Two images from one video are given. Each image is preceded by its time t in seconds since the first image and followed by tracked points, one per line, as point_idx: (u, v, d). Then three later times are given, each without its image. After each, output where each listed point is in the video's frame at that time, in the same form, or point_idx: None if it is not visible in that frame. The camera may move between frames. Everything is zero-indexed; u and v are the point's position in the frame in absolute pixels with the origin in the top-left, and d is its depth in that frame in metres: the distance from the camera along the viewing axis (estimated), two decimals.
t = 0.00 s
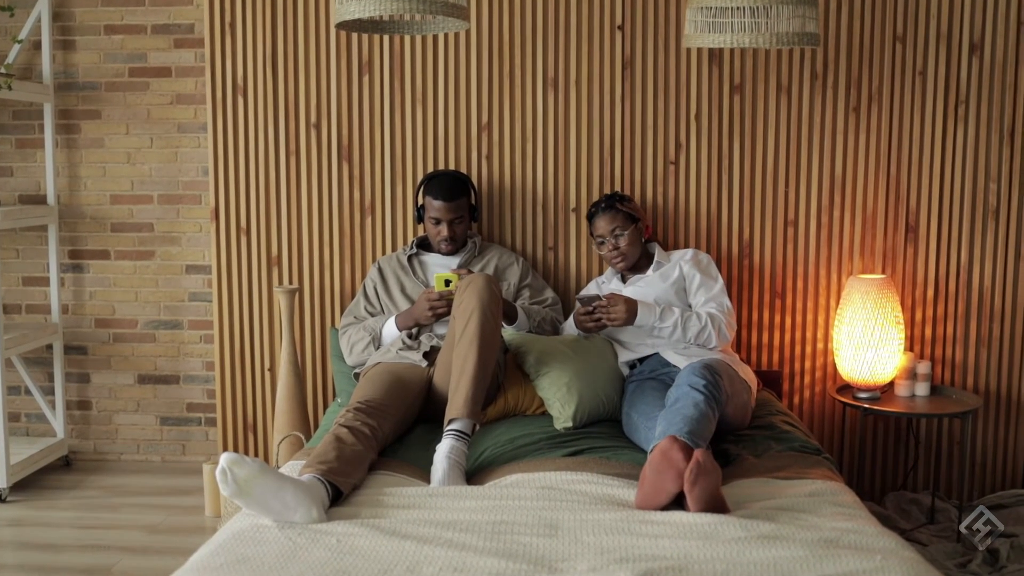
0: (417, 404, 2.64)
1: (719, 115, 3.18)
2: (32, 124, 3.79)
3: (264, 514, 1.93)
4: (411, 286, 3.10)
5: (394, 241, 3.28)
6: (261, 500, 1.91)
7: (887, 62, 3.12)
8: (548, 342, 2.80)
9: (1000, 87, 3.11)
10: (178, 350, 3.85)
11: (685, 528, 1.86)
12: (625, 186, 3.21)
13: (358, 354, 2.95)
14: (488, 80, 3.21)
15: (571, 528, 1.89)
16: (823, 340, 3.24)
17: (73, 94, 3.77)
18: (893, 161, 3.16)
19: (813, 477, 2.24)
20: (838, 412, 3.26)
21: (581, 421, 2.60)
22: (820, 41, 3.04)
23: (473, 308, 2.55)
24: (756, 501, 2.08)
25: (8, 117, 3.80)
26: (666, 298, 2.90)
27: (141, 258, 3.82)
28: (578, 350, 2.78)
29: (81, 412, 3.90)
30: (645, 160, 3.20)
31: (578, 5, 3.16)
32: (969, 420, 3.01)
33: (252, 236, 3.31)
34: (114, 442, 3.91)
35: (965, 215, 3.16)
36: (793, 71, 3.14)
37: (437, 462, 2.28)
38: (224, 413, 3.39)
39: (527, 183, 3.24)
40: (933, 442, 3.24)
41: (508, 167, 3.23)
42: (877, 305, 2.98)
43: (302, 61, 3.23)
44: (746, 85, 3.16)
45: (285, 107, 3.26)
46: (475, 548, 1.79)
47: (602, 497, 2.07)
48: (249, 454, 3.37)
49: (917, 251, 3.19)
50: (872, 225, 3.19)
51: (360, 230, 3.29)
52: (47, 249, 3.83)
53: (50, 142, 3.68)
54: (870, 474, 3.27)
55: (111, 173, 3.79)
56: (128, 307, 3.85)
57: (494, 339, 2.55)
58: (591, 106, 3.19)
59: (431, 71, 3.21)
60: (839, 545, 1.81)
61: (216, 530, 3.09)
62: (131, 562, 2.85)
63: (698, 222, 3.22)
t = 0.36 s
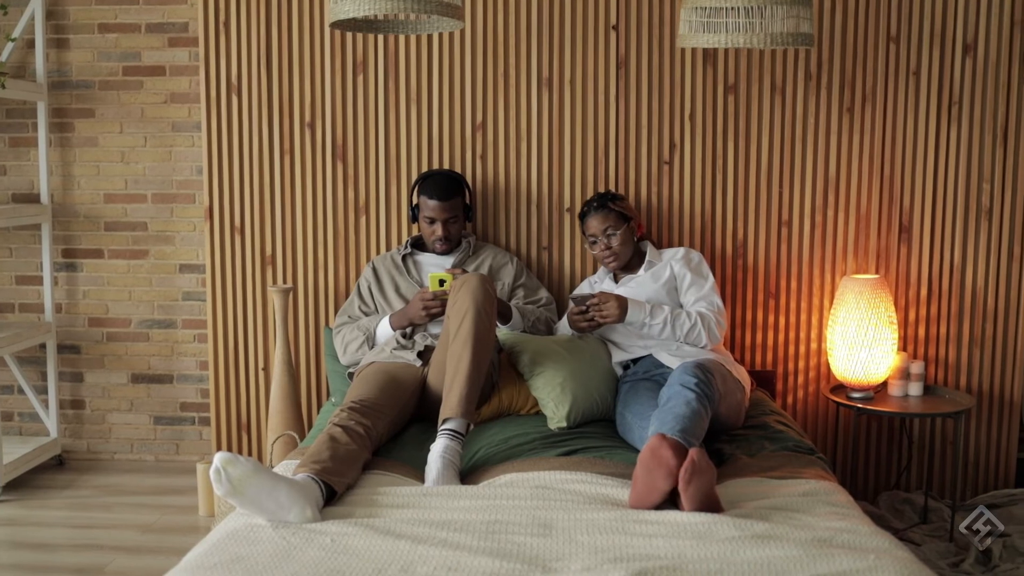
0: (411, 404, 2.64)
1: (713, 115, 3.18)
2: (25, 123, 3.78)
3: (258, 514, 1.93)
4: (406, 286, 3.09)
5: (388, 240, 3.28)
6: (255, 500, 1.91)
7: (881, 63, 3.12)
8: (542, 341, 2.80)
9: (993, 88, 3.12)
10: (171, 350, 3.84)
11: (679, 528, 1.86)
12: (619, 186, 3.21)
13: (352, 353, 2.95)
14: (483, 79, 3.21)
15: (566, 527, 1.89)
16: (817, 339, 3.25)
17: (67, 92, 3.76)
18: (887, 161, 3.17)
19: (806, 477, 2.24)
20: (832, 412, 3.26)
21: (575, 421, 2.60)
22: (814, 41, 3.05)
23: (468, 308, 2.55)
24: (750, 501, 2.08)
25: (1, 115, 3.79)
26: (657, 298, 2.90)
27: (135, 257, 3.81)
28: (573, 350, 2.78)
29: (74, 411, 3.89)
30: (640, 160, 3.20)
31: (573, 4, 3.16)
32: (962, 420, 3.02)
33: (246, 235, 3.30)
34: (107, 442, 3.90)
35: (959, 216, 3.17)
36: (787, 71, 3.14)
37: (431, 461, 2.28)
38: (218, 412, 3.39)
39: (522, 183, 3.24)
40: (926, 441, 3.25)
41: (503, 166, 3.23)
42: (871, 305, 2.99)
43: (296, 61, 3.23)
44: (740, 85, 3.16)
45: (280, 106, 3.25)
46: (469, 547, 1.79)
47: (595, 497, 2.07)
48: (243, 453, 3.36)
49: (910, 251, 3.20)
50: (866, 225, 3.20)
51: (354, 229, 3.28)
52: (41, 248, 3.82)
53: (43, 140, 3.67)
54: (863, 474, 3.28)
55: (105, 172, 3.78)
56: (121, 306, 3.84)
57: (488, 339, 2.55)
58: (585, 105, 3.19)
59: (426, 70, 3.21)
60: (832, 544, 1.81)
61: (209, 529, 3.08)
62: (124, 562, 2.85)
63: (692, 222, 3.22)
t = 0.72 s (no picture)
0: (408, 403, 2.64)
1: (710, 115, 3.18)
2: (21, 120, 3.77)
3: (255, 513, 1.93)
4: (402, 286, 3.09)
5: (385, 240, 3.28)
6: (251, 499, 1.91)
7: (878, 65, 3.13)
8: (539, 342, 2.80)
9: (990, 90, 3.12)
10: (168, 348, 3.84)
11: (676, 528, 1.87)
12: (617, 187, 3.22)
13: (348, 352, 2.95)
14: (480, 79, 3.21)
15: (562, 527, 1.89)
16: (813, 340, 3.25)
17: (63, 90, 3.75)
18: (883, 162, 3.17)
19: (803, 477, 2.25)
20: (828, 413, 3.27)
21: (572, 421, 2.60)
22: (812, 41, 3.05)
23: (465, 309, 2.55)
24: (747, 501, 2.09)
25: None
26: (651, 299, 2.90)
27: (132, 256, 3.80)
28: (570, 351, 2.78)
29: (69, 410, 3.89)
30: (637, 160, 3.20)
31: (571, 5, 3.16)
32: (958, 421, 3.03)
33: (242, 234, 3.30)
34: (103, 440, 3.89)
35: (955, 217, 3.18)
36: (784, 72, 3.15)
37: (428, 461, 2.29)
38: (214, 411, 3.38)
39: (519, 183, 3.24)
40: (922, 442, 3.26)
41: (500, 166, 3.23)
42: (867, 307, 2.99)
43: (293, 59, 3.23)
44: (737, 86, 3.17)
45: (277, 104, 3.25)
46: (466, 547, 1.79)
47: (592, 497, 2.08)
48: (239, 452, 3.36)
49: (906, 252, 3.20)
50: (863, 226, 3.20)
51: (351, 228, 3.28)
52: (37, 246, 3.81)
53: (40, 138, 3.66)
54: (858, 475, 3.29)
55: (101, 170, 3.78)
56: (117, 305, 3.83)
57: (485, 338, 2.55)
58: (583, 105, 3.20)
59: (424, 69, 3.21)
60: (829, 545, 1.81)
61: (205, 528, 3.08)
62: (120, 560, 2.85)
63: (689, 223, 3.22)
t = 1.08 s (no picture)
0: (405, 403, 2.64)
1: (708, 116, 3.19)
2: (17, 119, 3.77)
3: (253, 513, 1.92)
4: (400, 285, 3.10)
5: (382, 240, 3.28)
6: (249, 499, 1.90)
7: (875, 66, 3.13)
8: (536, 342, 2.80)
9: (986, 91, 3.13)
10: (164, 348, 3.83)
11: (673, 528, 1.87)
12: (614, 187, 3.22)
13: (346, 352, 2.95)
14: (478, 79, 3.21)
15: (560, 527, 1.89)
16: (810, 341, 3.26)
17: (60, 89, 3.74)
18: (880, 164, 3.18)
19: (800, 478, 2.25)
20: (825, 413, 3.28)
21: (569, 422, 2.60)
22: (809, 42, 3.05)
23: (463, 308, 2.55)
24: (744, 501, 2.09)
25: None
26: (645, 301, 2.90)
27: (128, 255, 3.80)
28: (567, 352, 2.78)
29: (66, 409, 3.88)
30: (634, 160, 3.21)
31: (568, 5, 3.16)
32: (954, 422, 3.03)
33: (239, 233, 3.30)
34: (99, 440, 3.88)
35: (951, 218, 3.18)
36: (781, 73, 3.15)
37: (425, 461, 2.29)
38: (211, 411, 3.38)
39: (516, 183, 3.24)
40: (918, 443, 3.26)
41: (497, 166, 3.23)
42: (864, 307, 3.00)
43: (290, 59, 3.23)
44: (735, 87, 3.17)
45: (274, 104, 3.25)
46: (464, 547, 1.79)
47: (590, 497, 2.08)
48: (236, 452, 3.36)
49: (903, 253, 3.21)
50: (860, 227, 3.21)
51: (348, 228, 3.28)
52: (33, 245, 3.80)
53: (37, 138, 3.66)
54: (855, 475, 3.29)
55: (98, 169, 3.77)
56: (114, 304, 3.83)
57: (482, 338, 2.55)
58: (580, 105, 3.20)
59: (422, 68, 3.21)
60: (826, 545, 1.82)
61: (202, 528, 3.08)
62: (117, 560, 2.84)
63: (686, 224, 3.23)
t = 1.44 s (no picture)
0: (404, 403, 2.64)
1: (706, 116, 3.19)
2: (15, 120, 3.76)
3: (253, 514, 1.92)
4: (398, 286, 3.10)
5: (381, 240, 3.28)
6: (249, 500, 1.90)
7: (873, 66, 3.14)
8: (534, 343, 2.80)
9: (984, 91, 3.14)
10: (162, 349, 3.83)
11: (673, 528, 1.87)
12: (612, 187, 3.22)
13: (344, 352, 2.94)
14: (476, 79, 3.21)
15: (561, 527, 1.89)
16: (808, 340, 3.26)
17: (57, 90, 3.74)
18: (878, 164, 3.18)
19: (799, 478, 2.25)
20: (823, 413, 3.28)
21: (568, 421, 2.60)
22: (808, 41, 3.06)
23: (463, 307, 2.55)
24: (743, 501, 2.09)
25: None
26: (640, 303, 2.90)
27: (126, 256, 3.79)
28: (566, 353, 2.78)
29: (63, 410, 3.87)
30: (632, 160, 3.21)
31: (566, 6, 3.16)
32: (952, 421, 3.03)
33: (238, 234, 3.30)
34: (97, 441, 3.88)
35: (949, 217, 3.19)
36: (779, 73, 3.16)
37: (425, 461, 2.28)
38: (209, 412, 3.38)
39: (515, 183, 3.24)
40: (916, 443, 3.27)
41: (495, 167, 3.23)
42: (862, 307, 3.00)
43: (289, 59, 3.22)
44: (733, 87, 3.17)
45: (272, 105, 3.24)
46: (464, 547, 1.79)
47: (589, 497, 2.08)
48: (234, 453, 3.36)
49: (901, 253, 3.21)
50: (858, 226, 3.21)
51: (347, 229, 3.28)
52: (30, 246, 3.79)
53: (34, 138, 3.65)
54: (854, 474, 3.30)
55: (96, 169, 3.77)
56: (112, 305, 3.82)
57: (482, 338, 2.55)
58: (579, 105, 3.20)
59: (419, 69, 3.21)
60: (826, 545, 1.82)
61: (201, 529, 3.08)
62: (115, 561, 2.84)
63: (684, 224, 3.23)
